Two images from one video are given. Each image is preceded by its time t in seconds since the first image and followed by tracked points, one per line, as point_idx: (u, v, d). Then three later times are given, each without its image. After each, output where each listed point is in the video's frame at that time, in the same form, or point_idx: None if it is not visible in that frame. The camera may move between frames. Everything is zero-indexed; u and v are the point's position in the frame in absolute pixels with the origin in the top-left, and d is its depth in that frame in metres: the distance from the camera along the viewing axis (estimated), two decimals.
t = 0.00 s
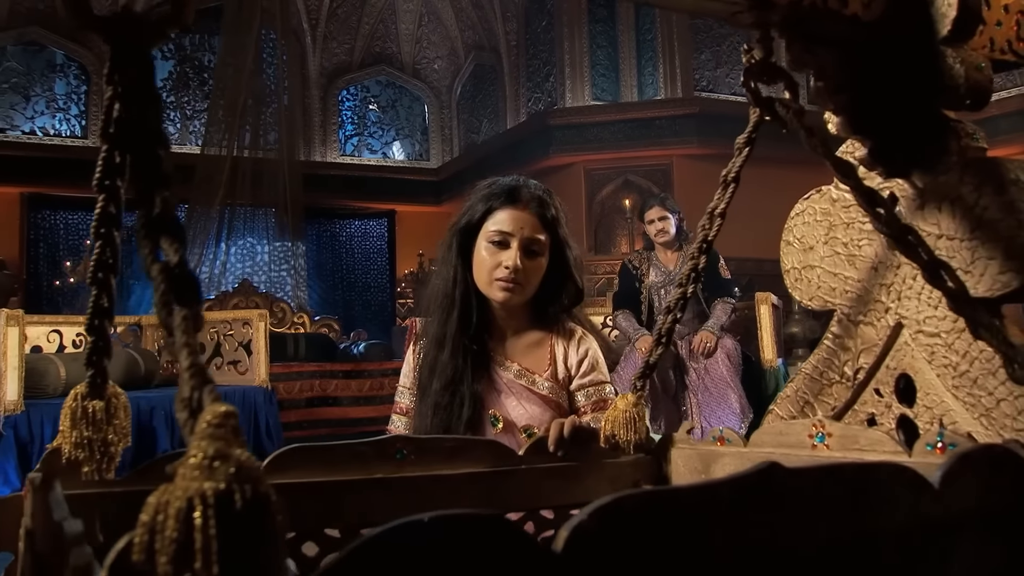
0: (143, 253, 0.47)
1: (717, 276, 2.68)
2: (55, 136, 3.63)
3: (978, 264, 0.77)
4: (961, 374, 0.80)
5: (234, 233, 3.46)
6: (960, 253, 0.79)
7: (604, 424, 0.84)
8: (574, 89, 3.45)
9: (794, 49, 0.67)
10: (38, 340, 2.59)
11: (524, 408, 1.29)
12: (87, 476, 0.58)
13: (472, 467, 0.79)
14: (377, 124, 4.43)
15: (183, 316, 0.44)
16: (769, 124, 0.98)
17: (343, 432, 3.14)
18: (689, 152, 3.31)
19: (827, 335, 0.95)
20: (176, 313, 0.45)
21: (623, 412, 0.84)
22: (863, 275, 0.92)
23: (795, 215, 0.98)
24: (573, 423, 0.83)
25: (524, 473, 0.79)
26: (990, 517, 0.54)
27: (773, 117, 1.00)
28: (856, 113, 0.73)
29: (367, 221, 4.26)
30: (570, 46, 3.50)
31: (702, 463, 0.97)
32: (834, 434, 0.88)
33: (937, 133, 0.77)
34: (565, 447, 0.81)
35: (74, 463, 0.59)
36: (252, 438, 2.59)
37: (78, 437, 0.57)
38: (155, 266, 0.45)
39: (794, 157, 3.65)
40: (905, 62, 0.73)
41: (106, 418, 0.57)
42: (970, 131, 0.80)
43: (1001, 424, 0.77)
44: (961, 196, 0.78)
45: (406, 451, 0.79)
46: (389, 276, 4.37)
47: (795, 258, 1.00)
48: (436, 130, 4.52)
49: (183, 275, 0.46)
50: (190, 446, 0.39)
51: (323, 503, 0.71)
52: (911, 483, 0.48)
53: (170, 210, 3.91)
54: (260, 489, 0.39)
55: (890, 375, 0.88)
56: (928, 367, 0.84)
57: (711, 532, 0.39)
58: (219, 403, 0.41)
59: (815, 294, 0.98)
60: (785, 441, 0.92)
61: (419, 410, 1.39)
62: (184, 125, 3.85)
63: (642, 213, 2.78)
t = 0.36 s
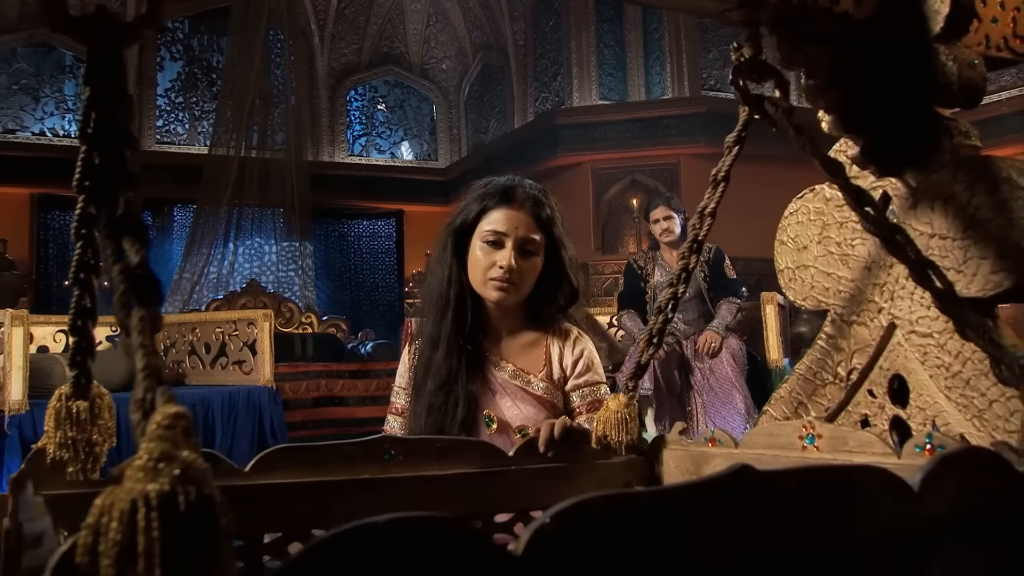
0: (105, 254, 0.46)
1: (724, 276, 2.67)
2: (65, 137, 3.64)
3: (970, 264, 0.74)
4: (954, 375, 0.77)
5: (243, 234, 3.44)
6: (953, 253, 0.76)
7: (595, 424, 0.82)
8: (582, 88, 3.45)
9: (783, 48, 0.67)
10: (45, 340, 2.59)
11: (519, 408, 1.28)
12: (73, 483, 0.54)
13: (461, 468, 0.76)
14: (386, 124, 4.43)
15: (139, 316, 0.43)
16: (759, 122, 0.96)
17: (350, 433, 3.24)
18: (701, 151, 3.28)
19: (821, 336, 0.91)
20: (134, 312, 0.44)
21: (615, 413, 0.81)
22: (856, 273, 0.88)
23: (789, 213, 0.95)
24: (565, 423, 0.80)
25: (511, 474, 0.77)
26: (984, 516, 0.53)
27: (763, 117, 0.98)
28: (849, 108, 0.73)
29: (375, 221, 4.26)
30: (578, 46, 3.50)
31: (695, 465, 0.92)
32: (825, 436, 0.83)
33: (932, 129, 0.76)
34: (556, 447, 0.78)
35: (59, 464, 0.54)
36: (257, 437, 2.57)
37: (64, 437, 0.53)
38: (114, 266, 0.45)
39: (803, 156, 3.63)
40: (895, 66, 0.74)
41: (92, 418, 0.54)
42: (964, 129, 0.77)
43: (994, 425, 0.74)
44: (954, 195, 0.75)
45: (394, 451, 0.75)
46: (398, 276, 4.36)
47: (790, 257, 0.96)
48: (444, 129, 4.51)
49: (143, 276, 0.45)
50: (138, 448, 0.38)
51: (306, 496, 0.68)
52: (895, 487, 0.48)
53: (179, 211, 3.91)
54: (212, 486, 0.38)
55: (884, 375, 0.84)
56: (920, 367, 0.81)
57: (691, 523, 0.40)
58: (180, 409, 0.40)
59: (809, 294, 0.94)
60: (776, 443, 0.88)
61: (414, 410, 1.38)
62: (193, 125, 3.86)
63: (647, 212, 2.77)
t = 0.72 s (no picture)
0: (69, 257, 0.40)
1: (730, 276, 2.66)
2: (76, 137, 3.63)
3: (962, 263, 0.71)
4: (948, 376, 0.74)
5: (253, 234, 3.44)
6: (948, 251, 0.72)
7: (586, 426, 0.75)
8: (590, 88, 3.44)
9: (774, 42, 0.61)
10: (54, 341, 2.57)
11: (515, 409, 1.27)
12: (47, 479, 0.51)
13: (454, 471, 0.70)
14: (396, 124, 4.43)
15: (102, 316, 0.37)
16: (749, 121, 0.93)
17: (359, 433, 3.22)
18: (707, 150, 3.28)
19: (815, 336, 0.88)
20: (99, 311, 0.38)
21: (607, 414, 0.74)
22: (850, 273, 0.85)
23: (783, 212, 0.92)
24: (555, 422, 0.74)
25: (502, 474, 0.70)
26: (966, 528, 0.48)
27: (754, 115, 0.96)
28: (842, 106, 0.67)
29: (384, 221, 4.25)
30: (586, 45, 3.48)
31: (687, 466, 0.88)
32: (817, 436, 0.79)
33: (924, 127, 0.70)
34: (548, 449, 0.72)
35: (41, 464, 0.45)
36: (263, 436, 2.61)
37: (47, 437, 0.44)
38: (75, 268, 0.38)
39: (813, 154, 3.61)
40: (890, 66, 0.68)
41: (79, 419, 0.44)
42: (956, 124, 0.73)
43: (987, 427, 0.70)
44: (948, 193, 0.71)
45: (384, 451, 0.70)
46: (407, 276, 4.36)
47: (784, 257, 0.94)
48: (454, 129, 4.51)
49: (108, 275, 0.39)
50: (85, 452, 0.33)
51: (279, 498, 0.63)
52: (870, 496, 0.44)
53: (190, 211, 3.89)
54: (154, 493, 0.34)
55: (878, 377, 0.81)
56: (913, 369, 0.78)
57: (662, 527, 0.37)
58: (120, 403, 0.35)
59: (804, 294, 0.91)
60: (767, 444, 0.84)
61: (410, 410, 1.37)
62: (202, 126, 3.85)
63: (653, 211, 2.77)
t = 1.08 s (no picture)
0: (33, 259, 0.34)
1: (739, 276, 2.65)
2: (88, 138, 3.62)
3: (956, 264, 0.65)
4: (941, 376, 0.70)
5: (263, 234, 3.44)
6: (942, 251, 0.67)
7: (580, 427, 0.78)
8: (600, 87, 3.42)
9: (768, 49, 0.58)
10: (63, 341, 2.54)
11: (512, 410, 1.27)
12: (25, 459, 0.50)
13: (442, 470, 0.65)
14: (406, 124, 4.44)
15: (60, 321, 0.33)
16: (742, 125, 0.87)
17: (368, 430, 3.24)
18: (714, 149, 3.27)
19: (811, 336, 0.85)
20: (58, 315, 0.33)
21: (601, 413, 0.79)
22: (847, 272, 0.81)
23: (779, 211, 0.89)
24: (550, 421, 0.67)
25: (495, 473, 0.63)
26: (943, 531, 0.44)
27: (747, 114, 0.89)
28: (836, 109, 0.63)
29: (395, 221, 4.26)
30: (596, 44, 3.46)
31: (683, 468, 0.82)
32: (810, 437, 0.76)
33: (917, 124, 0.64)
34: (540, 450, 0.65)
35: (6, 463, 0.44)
36: (271, 434, 2.60)
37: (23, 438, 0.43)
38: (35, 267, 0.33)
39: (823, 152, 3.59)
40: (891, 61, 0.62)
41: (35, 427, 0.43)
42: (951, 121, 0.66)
43: (982, 428, 0.66)
44: (942, 192, 0.65)
45: (374, 452, 0.66)
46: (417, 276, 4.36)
47: (780, 256, 0.91)
48: (464, 129, 4.52)
49: (72, 280, 0.34)
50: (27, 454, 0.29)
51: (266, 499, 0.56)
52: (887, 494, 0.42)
53: (201, 211, 3.87)
54: (118, 505, 0.30)
55: (873, 377, 0.77)
56: (909, 369, 0.74)
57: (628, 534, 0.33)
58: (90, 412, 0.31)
59: (800, 293, 0.88)
60: (759, 446, 0.80)
61: (406, 410, 1.36)
62: (213, 126, 3.85)
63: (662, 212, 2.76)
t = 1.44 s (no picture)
0: None
1: (748, 277, 2.64)
2: (100, 139, 3.65)
3: (951, 264, 0.62)
4: (936, 377, 0.66)
5: (273, 234, 3.45)
6: (937, 250, 0.63)
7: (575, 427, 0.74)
8: (609, 86, 3.40)
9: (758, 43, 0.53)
10: (70, 341, 2.55)
11: (509, 410, 1.25)
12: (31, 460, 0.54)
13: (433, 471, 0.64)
14: (416, 124, 4.45)
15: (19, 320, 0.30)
16: (734, 118, 0.80)
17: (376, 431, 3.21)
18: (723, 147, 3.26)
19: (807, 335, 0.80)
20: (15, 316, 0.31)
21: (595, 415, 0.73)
22: (842, 270, 0.78)
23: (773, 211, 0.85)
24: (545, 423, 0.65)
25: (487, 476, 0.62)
26: (928, 535, 0.41)
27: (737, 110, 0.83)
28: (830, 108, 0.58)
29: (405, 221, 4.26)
30: (605, 42, 3.45)
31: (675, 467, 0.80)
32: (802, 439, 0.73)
33: (912, 125, 0.60)
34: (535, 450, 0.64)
35: None
36: (277, 434, 2.60)
37: None
38: None
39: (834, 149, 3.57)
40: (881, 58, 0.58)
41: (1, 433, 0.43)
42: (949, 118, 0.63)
43: (976, 429, 0.62)
44: (937, 190, 0.62)
45: (365, 452, 0.65)
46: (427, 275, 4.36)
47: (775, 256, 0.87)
48: (474, 129, 4.52)
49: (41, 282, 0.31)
50: None
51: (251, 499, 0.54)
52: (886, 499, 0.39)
53: (212, 212, 3.90)
54: (69, 504, 0.27)
55: (868, 378, 0.73)
56: (904, 370, 0.70)
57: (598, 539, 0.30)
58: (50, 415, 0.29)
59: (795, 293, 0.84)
60: (752, 447, 0.77)
61: (404, 410, 1.35)
62: (224, 126, 3.87)
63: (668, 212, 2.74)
